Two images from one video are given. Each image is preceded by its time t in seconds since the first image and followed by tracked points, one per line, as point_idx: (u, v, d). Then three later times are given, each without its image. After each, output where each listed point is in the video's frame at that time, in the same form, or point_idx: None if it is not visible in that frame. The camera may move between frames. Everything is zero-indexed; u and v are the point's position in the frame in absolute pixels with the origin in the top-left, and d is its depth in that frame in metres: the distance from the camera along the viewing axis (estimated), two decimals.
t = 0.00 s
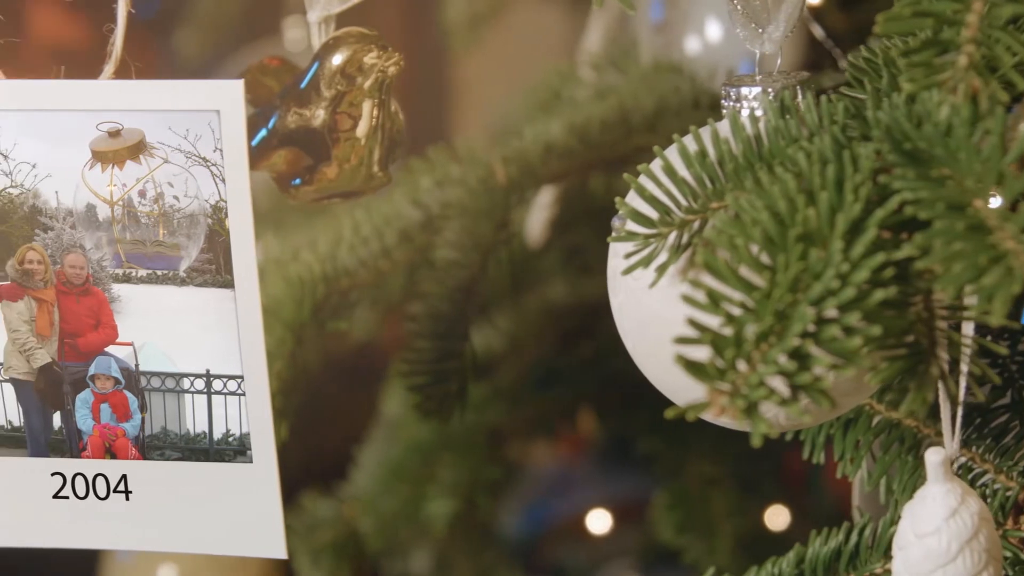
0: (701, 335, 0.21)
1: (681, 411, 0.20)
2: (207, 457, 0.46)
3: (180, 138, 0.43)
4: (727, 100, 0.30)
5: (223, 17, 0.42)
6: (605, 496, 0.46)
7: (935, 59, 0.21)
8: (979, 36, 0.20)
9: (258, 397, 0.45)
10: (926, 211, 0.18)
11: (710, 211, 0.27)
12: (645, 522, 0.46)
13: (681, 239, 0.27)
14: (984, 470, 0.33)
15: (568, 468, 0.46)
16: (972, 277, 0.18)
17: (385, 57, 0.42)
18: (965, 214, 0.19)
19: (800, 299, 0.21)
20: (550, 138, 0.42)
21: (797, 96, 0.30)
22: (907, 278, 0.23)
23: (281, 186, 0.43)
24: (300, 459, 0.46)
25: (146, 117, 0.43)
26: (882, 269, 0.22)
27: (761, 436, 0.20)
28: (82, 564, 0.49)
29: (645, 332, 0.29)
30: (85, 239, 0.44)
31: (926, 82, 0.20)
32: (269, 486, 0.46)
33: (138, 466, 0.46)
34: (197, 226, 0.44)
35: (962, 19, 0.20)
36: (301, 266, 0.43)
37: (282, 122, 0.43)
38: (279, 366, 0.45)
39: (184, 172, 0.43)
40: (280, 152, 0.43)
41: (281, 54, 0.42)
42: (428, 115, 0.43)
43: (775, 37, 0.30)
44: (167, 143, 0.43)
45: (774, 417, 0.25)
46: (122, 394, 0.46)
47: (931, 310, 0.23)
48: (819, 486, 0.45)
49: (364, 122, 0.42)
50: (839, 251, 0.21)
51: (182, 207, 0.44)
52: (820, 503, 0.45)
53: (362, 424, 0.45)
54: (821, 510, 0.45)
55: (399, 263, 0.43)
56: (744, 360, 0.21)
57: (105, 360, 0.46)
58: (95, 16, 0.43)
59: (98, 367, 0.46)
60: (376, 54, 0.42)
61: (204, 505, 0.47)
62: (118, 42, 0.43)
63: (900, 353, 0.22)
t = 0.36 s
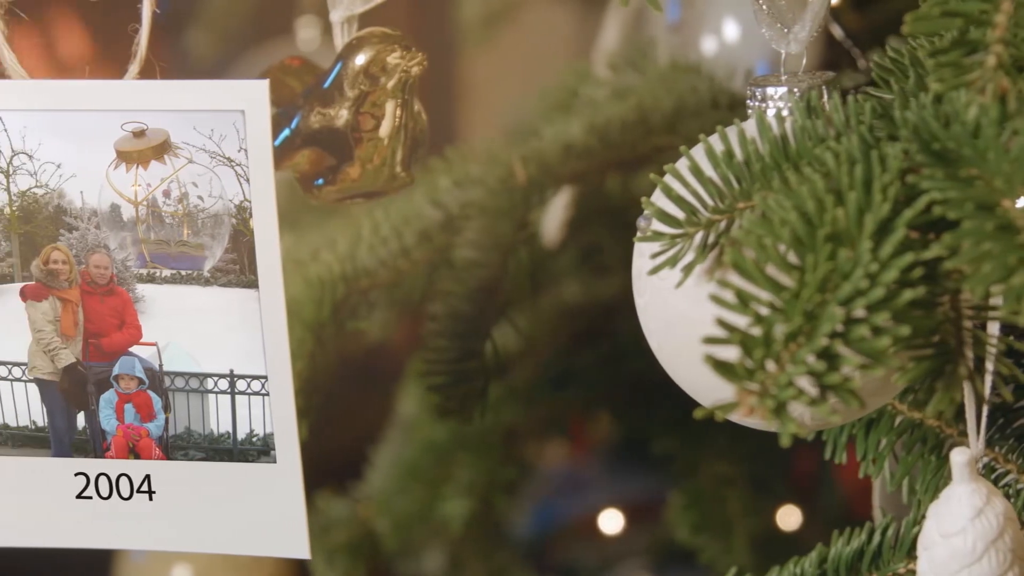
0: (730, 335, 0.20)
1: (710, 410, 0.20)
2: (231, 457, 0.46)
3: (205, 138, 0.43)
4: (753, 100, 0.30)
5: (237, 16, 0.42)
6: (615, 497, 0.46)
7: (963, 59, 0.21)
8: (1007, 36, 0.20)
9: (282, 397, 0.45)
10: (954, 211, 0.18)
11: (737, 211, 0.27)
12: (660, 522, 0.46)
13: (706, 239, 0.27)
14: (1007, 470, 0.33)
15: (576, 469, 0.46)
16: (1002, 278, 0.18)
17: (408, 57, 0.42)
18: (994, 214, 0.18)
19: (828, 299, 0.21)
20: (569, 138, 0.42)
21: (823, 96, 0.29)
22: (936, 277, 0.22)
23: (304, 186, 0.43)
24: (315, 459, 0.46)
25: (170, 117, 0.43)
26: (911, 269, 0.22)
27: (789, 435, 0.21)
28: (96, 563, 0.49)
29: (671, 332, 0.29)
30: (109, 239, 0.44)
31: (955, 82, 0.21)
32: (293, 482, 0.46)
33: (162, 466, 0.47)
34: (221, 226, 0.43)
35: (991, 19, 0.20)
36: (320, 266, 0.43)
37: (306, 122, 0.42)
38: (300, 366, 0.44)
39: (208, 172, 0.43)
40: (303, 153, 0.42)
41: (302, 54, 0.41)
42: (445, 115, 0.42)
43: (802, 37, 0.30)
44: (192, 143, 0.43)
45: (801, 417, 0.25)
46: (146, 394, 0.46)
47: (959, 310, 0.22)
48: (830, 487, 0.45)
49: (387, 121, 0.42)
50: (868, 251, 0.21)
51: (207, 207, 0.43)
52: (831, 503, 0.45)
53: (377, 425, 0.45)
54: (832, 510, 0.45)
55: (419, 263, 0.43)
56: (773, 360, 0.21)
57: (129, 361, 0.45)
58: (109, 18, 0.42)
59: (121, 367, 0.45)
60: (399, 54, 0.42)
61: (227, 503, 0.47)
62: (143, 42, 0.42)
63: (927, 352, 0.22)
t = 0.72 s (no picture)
0: (759, 335, 0.20)
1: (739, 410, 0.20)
2: (255, 457, 0.44)
3: (229, 137, 0.41)
4: (778, 100, 0.30)
5: (248, 17, 0.41)
6: (625, 497, 0.46)
7: (991, 59, 0.21)
8: None
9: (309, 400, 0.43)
10: (983, 212, 0.18)
11: (763, 211, 0.27)
12: (676, 522, 0.46)
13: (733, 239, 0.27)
14: None
15: (586, 468, 0.46)
16: None
17: (431, 57, 0.41)
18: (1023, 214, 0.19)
19: (858, 298, 0.21)
20: (588, 139, 0.42)
21: (849, 96, 0.29)
22: (964, 277, 0.22)
23: (326, 185, 0.42)
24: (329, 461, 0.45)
25: (196, 114, 0.41)
26: (940, 269, 0.22)
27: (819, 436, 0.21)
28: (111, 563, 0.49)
29: (696, 332, 0.29)
30: (134, 239, 0.42)
31: (984, 82, 0.21)
32: (320, 482, 0.44)
33: (186, 467, 0.45)
34: (247, 226, 0.42)
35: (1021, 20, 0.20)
36: (339, 267, 0.43)
37: (328, 122, 0.41)
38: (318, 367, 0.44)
39: (234, 171, 0.41)
40: (326, 153, 0.42)
41: (324, 55, 0.41)
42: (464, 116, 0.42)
43: (827, 36, 0.30)
44: (217, 143, 0.41)
45: (831, 417, 0.25)
46: (170, 394, 0.44)
47: (986, 311, 0.22)
48: (840, 486, 0.45)
49: (410, 121, 0.42)
50: (897, 251, 0.21)
51: (232, 207, 0.42)
52: (841, 502, 0.45)
53: (392, 425, 0.45)
54: (844, 508, 0.45)
55: (438, 263, 0.43)
56: (802, 360, 0.21)
57: (153, 361, 0.43)
58: (124, 17, 0.41)
59: (146, 366, 0.43)
60: (423, 54, 0.41)
61: (246, 505, 0.45)
62: (167, 41, 0.41)
63: (954, 352, 0.22)
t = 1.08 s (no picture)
0: (787, 334, 0.20)
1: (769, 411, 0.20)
2: (279, 457, 0.44)
3: (254, 137, 0.41)
4: (803, 100, 0.30)
5: (261, 17, 0.41)
6: (635, 497, 0.46)
7: (1018, 60, 0.21)
8: None
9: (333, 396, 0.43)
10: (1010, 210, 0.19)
11: (790, 211, 0.27)
12: (693, 521, 0.46)
13: (760, 238, 0.27)
14: None
15: (596, 468, 0.45)
16: None
17: (454, 57, 0.41)
18: None
19: (886, 298, 0.21)
20: (607, 137, 0.41)
21: (875, 96, 0.29)
22: (991, 277, 0.22)
23: (348, 185, 0.42)
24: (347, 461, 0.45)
25: (221, 114, 0.41)
26: (968, 268, 0.22)
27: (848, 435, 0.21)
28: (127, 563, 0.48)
29: (723, 332, 0.29)
30: (157, 239, 0.42)
31: (1011, 82, 0.21)
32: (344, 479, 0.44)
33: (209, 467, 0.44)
34: (271, 226, 0.41)
35: None
36: (359, 267, 0.43)
37: (351, 122, 0.42)
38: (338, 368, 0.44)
39: (259, 171, 0.41)
40: (349, 152, 0.42)
41: (346, 54, 0.41)
42: (483, 115, 0.42)
43: (853, 36, 0.29)
44: (242, 143, 0.41)
45: (859, 417, 0.25)
46: (193, 394, 0.43)
47: (1014, 311, 0.22)
48: (850, 486, 0.45)
49: (433, 121, 0.42)
50: (925, 251, 0.21)
51: (256, 207, 0.41)
52: (852, 501, 0.45)
53: (408, 425, 0.45)
54: (855, 507, 0.45)
55: (457, 263, 0.43)
56: (831, 360, 0.20)
57: (176, 360, 0.43)
58: (148, 17, 0.41)
59: (169, 366, 0.43)
60: (445, 54, 0.41)
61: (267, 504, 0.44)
62: (192, 42, 0.41)
63: (981, 352, 0.22)
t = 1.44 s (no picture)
0: (816, 334, 0.20)
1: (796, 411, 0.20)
2: (303, 457, 0.44)
3: (279, 138, 0.41)
4: (828, 100, 0.30)
5: (274, 16, 0.41)
6: (646, 497, 0.46)
7: None
8: None
9: (356, 395, 0.43)
10: None
11: (817, 211, 0.27)
12: (708, 521, 0.46)
13: (786, 238, 0.27)
14: None
15: (605, 468, 0.45)
16: None
17: (477, 57, 0.41)
18: None
19: (915, 298, 0.20)
20: (625, 139, 0.41)
21: (900, 96, 0.29)
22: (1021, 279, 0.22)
23: (371, 185, 0.42)
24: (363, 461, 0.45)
25: (245, 116, 0.41)
26: (996, 267, 0.22)
27: (876, 435, 0.20)
28: (139, 562, 0.48)
29: (748, 332, 0.29)
30: (183, 239, 0.42)
31: None
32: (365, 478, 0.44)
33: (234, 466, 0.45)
34: (295, 226, 0.42)
35: None
36: (377, 267, 0.43)
37: (374, 122, 0.41)
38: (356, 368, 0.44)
39: (283, 171, 0.41)
40: (371, 153, 0.42)
41: (366, 54, 0.41)
42: (503, 115, 0.42)
43: (879, 36, 0.29)
44: (265, 143, 0.41)
45: (887, 417, 0.25)
46: (217, 394, 0.44)
47: None
48: (860, 487, 0.45)
49: (455, 122, 0.42)
50: (954, 250, 0.21)
51: (280, 207, 0.42)
52: (862, 502, 0.45)
53: (423, 424, 0.45)
54: (867, 508, 0.45)
55: (475, 263, 0.43)
56: (860, 360, 0.20)
57: (200, 360, 0.43)
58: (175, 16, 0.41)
59: (194, 366, 0.43)
60: (468, 54, 0.41)
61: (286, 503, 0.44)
62: (216, 41, 0.41)
63: (1007, 352, 0.22)
